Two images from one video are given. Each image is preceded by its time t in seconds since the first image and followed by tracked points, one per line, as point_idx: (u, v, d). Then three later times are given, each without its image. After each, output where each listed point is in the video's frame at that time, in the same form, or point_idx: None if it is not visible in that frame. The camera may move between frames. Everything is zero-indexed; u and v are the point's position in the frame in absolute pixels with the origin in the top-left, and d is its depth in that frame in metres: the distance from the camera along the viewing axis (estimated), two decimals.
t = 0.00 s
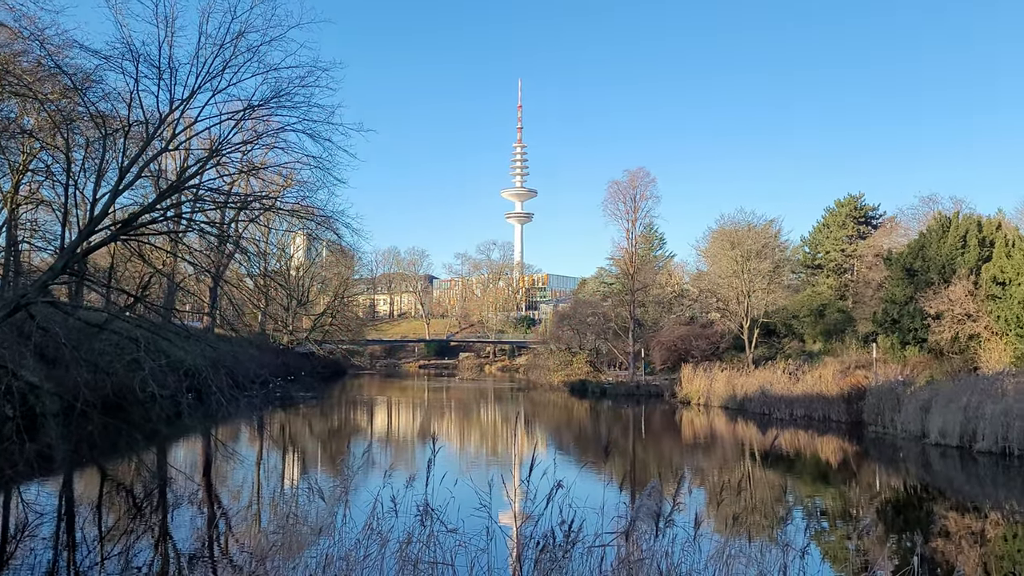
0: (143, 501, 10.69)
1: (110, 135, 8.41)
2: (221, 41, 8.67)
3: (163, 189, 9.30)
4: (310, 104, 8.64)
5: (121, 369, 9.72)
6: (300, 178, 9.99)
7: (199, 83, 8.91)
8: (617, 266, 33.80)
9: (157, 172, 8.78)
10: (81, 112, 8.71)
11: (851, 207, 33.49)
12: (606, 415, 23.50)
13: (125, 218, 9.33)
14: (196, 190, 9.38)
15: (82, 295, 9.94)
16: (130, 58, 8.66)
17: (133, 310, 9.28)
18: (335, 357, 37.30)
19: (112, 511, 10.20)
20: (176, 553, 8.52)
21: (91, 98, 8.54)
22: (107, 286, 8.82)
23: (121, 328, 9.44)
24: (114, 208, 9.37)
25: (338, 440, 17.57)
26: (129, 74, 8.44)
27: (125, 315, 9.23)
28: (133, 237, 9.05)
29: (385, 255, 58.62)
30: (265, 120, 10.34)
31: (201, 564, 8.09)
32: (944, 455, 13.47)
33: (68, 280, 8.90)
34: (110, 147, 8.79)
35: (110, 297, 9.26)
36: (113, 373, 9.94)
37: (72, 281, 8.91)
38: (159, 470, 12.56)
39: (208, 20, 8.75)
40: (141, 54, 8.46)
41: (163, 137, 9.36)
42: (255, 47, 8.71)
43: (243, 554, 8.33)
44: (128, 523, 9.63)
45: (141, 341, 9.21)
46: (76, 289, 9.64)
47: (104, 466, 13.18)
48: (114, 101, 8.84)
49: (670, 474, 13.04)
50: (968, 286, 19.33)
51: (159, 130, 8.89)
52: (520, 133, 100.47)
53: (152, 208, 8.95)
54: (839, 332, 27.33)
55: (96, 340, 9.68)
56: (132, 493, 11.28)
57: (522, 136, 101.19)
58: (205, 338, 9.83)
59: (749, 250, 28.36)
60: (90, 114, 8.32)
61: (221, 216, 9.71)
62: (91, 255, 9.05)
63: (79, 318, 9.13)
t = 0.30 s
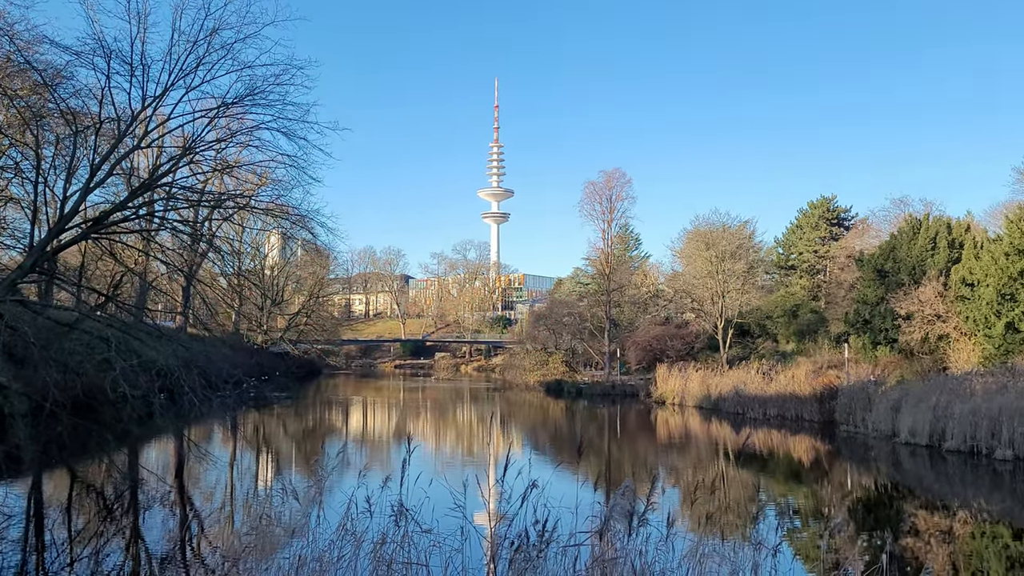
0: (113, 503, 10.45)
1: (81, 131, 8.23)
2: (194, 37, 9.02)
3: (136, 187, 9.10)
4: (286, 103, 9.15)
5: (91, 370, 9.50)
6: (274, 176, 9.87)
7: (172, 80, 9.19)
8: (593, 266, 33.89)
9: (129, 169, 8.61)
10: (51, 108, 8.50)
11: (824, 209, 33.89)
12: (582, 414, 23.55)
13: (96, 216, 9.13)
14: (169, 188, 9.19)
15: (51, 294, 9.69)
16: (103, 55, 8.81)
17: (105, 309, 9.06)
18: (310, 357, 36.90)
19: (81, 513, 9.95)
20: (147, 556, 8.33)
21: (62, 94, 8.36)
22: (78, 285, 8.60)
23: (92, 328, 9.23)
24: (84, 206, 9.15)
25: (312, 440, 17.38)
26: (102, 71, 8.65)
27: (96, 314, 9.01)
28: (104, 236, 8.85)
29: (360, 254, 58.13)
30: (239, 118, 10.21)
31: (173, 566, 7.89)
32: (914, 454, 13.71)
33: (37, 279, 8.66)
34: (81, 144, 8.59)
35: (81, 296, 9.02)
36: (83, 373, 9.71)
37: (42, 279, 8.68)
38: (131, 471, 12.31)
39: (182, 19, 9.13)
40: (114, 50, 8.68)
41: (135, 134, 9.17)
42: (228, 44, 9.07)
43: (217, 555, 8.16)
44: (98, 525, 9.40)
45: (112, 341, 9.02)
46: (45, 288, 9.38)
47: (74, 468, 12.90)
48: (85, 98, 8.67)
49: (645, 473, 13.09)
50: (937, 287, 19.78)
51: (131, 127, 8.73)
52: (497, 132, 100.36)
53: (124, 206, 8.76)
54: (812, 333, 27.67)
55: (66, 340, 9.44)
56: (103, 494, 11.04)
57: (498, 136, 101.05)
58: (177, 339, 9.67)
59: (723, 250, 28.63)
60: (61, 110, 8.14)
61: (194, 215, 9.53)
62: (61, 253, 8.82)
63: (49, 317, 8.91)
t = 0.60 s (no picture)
0: (81, 505, 10.15)
1: (48, 128, 7.99)
2: (163, 32, 8.72)
3: (104, 184, 8.88)
4: (258, 101, 8.83)
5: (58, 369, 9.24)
6: (246, 175, 9.70)
7: (143, 77, 8.95)
8: (568, 266, 33.97)
9: (97, 167, 8.41)
10: (17, 104, 8.25)
11: (795, 210, 34.35)
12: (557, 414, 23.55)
13: (63, 214, 8.90)
14: (138, 186, 8.98)
15: (17, 292, 9.40)
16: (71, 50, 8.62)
17: (72, 308, 8.88)
18: (282, 357, 36.46)
19: (48, 515, 9.63)
20: (115, 558, 8.09)
21: (28, 90, 8.14)
22: (45, 283, 8.35)
23: (59, 326, 8.96)
24: (51, 203, 8.92)
25: (284, 440, 17.15)
26: (68, 67, 8.45)
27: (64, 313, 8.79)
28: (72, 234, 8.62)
29: (333, 253, 57.61)
30: (210, 115, 9.97)
31: (141, 569, 7.66)
32: (882, 452, 13.93)
33: (2, 277, 8.38)
34: (48, 141, 8.37)
35: (48, 295, 8.74)
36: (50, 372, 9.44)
37: (6, 277, 8.40)
38: (99, 473, 12.01)
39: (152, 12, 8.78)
40: (80, 46, 8.47)
41: (103, 131, 8.95)
42: (199, 41, 8.73)
43: (187, 557, 7.95)
44: (65, 527, 9.13)
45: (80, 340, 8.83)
46: (10, 286, 9.04)
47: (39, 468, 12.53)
48: (53, 93, 8.46)
49: (618, 473, 13.12)
50: (905, 288, 20.23)
51: (99, 124, 8.53)
52: (471, 132, 100.19)
53: (92, 203, 8.54)
54: (783, 332, 28.04)
55: (32, 339, 9.16)
56: (70, 496, 10.72)
57: (473, 135, 101.00)
58: (146, 338, 9.51)
59: (696, 250, 28.90)
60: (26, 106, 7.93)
61: (164, 213, 9.31)
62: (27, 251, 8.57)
63: (14, 315, 8.63)
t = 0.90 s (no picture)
0: (40, 506, 9.78)
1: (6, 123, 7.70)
2: (128, 28, 9.00)
3: (65, 180, 8.61)
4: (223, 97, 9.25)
5: (16, 367, 8.87)
6: (213, 172, 9.57)
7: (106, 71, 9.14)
8: (536, 265, 34.02)
9: (57, 162, 8.16)
10: None
11: (760, 211, 34.91)
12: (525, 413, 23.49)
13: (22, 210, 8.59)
14: (101, 182, 8.71)
15: None
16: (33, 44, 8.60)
17: (32, 307, 8.49)
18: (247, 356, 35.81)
19: (4, 519, 9.26)
20: (76, 560, 7.84)
21: None
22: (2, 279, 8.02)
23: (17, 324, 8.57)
24: (10, 199, 8.60)
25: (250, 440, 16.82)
26: (30, 61, 8.49)
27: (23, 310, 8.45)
28: (32, 231, 8.31)
29: (300, 251, 56.83)
30: (175, 111, 9.77)
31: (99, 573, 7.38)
32: (845, 450, 14.20)
33: None
34: (6, 135, 8.06)
35: (5, 291, 8.40)
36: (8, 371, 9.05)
37: None
38: (59, 474, 11.61)
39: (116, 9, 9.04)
40: (42, 41, 8.49)
41: (64, 127, 8.68)
42: (164, 37, 9.07)
43: (148, 559, 7.70)
44: (23, 530, 8.79)
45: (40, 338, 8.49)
46: None
47: None
48: (12, 87, 8.17)
49: (586, 472, 13.15)
50: (867, 288, 20.83)
51: (60, 119, 8.28)
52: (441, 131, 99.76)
53: (52, 200, 8.25)
54: (748, 332, 28.44)
55: None
56: (27, 497, 10.34)
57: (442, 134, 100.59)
58: (109, 337, 9.22)
59: (663, 251, 29.16)
60: None
61: (128, 210, 9.04)
62: None
63: None
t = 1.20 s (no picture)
0: None
1: None
2: (86, 21, 8.61)
3: (19, 175, 8.21)
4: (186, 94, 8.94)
5: None
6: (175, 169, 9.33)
7: (63, 63, 8.71)
8: (502, 265, 34.02)
9: (12, 156, 7.78)
10: None
11: (724, 212, 35.45)
12: (491, 412, 23.40)
13: None
14: (58, 178, 8.35)
15: None
16: None
17: None
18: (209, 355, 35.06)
19: None
20: (31, 564, 7.53)
21: None
22: None
23: None
24: None
25: (211, 440, 16.42)
26: None
27: None
28: None
29: (263, 249, 55.86)
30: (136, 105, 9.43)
31: None
32: (805, 448, 14.48)
33: None
34: None
35: None
36: None
37: None
38: (13, 474, 11.14)
39: None
40: None
41: (20, 120, 8.31)
42: (124, 31, 8.69)
43: (105, 562, 7.42)
44: None
45: None
46: None
47: None
48: None
49: (551, 471, 13.16)
50: (827, 288, 21.30)
51: (15, 113, 7.91)
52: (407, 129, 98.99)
53: (6, 195, 7.85)
54: (711, 332, 28.82)
55: None
56: None
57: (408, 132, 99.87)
58: (66, 335, 8.81)
59: (628, 251, 29.38)
60: None
61: (86, 207, 8.70)
62: None
63: None
